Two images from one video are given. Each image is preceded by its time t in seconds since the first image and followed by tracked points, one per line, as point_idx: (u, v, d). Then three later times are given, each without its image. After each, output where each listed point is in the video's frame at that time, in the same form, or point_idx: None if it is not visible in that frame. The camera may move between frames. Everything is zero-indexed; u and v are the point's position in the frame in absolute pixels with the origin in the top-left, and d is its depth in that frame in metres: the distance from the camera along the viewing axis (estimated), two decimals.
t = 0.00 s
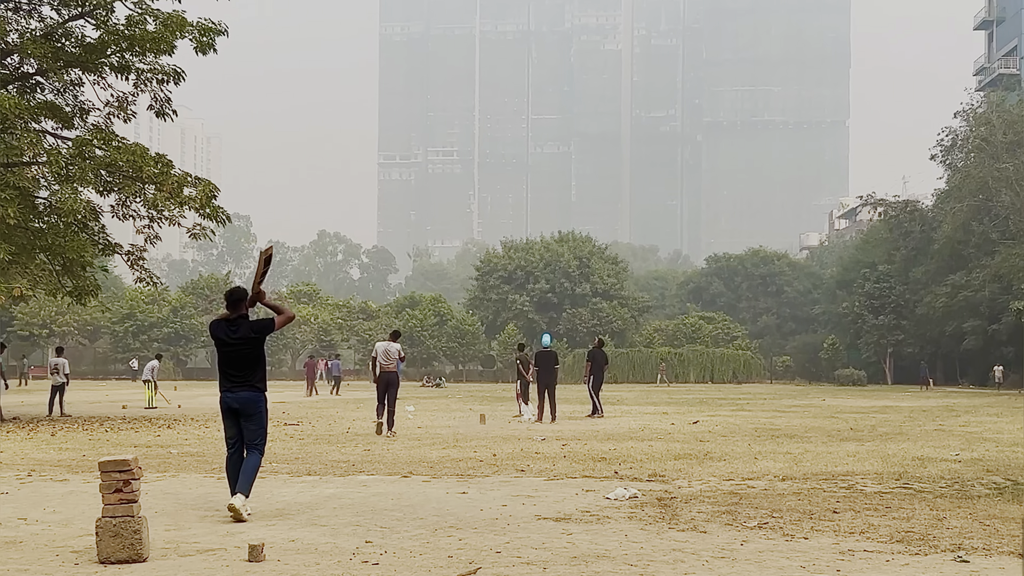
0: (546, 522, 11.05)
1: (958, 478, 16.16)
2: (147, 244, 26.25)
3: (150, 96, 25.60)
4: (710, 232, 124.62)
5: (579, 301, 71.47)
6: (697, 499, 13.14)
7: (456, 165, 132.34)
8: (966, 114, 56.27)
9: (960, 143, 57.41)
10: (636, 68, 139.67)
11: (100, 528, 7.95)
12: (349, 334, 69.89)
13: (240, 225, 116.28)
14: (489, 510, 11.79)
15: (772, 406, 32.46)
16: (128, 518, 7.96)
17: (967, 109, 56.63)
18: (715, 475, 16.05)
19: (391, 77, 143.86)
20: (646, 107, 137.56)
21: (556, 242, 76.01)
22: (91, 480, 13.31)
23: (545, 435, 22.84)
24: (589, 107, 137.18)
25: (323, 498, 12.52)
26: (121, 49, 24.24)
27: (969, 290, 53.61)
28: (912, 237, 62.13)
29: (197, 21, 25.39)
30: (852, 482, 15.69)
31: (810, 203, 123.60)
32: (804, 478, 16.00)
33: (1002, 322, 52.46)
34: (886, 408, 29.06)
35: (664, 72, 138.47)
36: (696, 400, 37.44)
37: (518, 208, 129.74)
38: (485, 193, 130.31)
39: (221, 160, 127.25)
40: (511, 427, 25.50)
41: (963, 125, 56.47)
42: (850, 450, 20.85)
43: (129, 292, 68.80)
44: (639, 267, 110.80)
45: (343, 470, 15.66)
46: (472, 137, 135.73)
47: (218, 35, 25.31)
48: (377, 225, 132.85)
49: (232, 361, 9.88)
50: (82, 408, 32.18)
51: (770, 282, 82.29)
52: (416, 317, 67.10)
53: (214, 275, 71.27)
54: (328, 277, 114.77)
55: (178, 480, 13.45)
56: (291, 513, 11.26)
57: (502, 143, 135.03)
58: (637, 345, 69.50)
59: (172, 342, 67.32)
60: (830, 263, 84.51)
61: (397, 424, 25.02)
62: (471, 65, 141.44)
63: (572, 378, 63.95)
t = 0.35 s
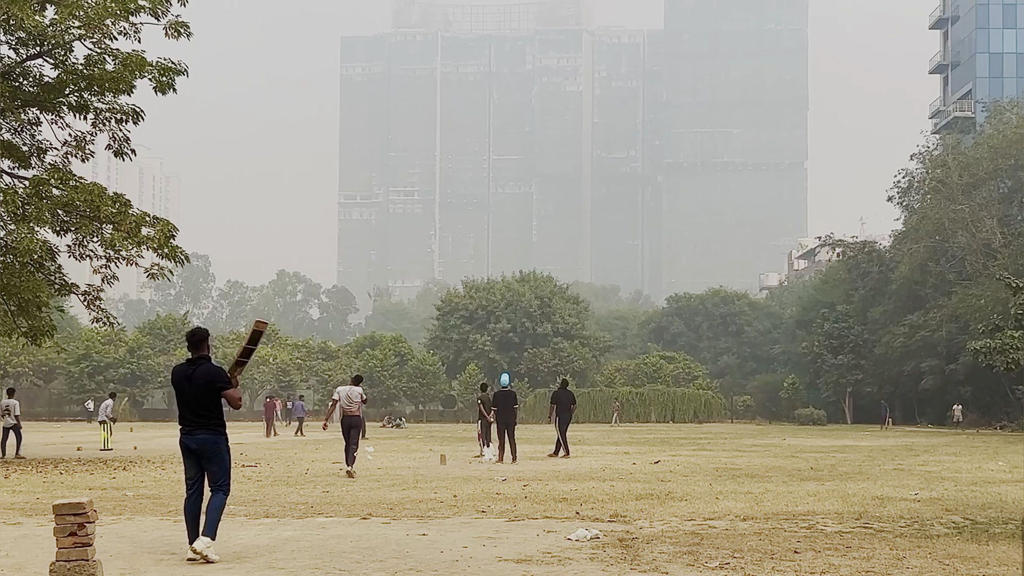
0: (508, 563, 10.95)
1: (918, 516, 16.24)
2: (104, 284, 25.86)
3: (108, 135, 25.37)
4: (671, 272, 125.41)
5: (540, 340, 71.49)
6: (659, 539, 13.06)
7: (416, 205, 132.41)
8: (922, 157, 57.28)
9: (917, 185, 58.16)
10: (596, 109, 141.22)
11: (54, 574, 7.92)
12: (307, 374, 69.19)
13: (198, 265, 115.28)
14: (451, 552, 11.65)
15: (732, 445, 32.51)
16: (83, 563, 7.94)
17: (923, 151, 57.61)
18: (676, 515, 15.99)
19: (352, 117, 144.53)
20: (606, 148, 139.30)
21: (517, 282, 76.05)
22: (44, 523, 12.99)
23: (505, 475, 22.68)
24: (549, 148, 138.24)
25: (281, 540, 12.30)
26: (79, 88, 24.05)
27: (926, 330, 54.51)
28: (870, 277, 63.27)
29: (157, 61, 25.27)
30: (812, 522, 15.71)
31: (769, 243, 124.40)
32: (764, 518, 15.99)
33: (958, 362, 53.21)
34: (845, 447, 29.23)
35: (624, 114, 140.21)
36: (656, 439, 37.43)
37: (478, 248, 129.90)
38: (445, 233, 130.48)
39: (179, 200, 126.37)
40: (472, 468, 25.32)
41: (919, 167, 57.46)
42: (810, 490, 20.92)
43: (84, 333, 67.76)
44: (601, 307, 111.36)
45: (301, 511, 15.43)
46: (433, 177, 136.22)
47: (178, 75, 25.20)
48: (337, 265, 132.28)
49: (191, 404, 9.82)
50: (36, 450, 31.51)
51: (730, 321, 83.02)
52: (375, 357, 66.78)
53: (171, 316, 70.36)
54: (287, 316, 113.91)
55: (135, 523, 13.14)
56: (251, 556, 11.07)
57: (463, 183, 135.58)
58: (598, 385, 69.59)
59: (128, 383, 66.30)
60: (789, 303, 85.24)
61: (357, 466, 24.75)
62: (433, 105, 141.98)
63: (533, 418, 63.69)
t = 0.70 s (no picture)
0: None
1: (872, 541, 16.34)
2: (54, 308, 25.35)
3: (60, 157, 24.93)
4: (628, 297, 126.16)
5: (496, 365, 71.44)
6: (616, 564, 12.99)
7: (372, 229, 132.01)
8: (875, 184, 58.21)
9: (870, 212, 59.08)
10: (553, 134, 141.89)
11: None
12: (261, 399, 68.35)
13: (151, 289, 113.84)
14: None
15: (689, 470, 32.55)
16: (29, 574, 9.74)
17: (876, 179, 58.60)
18: (634, 540, 15.95)
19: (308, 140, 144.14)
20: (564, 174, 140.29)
21: (474, 306, 75.98)
22: None
23: (461, 501, 22.51)
24: (507, 173, 138.54)
25: (234, 568, 12.05)
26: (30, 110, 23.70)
27: (879, 356, 55.25)
28: (824, 302, 64.02)
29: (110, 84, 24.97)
30: (768, 546, 15.74)
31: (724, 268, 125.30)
32: (721, 542, 16.00)
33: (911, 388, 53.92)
34: (800, 472, 29.40)
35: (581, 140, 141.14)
36: (613, 464, 37.37)
37: (435, 273, 129.66)
38: (402, 257, 130.09)
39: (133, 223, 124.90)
40: (427, 493, 25.11)
41: (873, 194, 58.36)
42: (765, 514, 20.99)
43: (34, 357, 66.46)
44: (557, 331, 111.59)
45: (255, 538, 15.16)
46: (389, 201, 135.90)
47: (131, 97, 24.90)
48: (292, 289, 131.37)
49: (147, 428, 9.67)
50: None
51: (686, 345, 83.58)
52: (331, 381, 66.20)
53: (123, 340, 69.35)
54: (241, 341, 112.78)
55: (83, 550, 12.82)
56: None
57: (419, 206, 135.35)
58: (555, 410, 69.54)
59: (78, 408, 65.15)
60: (745, 328, 85.98)
61: (312, 492, 24.45)
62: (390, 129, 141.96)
63: (490, 443, 63.51)
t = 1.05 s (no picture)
0: None
1: (822, 540, 16.47)
2: None
3: (7, 149, 24.26)
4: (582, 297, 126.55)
5: (450, 363, 71.17)
6: (568, 564, 12.93)
7: (326, 226, 130.90)
8: (828, 186, 58.81)
9: (822, 214, 59.70)
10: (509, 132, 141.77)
11: None
12: (211, 396, 67.38)
13: (99, 285, 111.96)
14: None
15: (641, 469, 32.63)
16: None
17: (829, 181, 59.23)
18: (585, 539, 15.92)
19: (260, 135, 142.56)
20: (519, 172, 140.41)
21: (427, 305, 75.50)
22: None
23: (413, 499, 22.36)
24: (462, 171, 138.13)
25: (182, 565, 11.83)
26: None
27: (830, 357, 55.88)
28: (776, 304, 64.63)
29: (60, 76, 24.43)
30: (719, 546, 15.79)
31: (679, 269, 125.89)
32: (673, 541, 16.01)
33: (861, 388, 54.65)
34: (751, 472, 29.60)
35: (537, 139, 141.24)
36: (565, 463, 37.35)
37: (388, 270, 129.00)
38: (355, 254, 129.23)
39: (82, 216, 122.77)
40: (379, 492, 24.87)
41: (826, 196, 59.01)
42: (717, 513, 21.12)
43: None
44: (512, 330, 111.61)
45: (203, 536, 14.90)
46: (342, 198, 134.77)
47: (81, 90, 24.41)
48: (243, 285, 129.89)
49: (99, 424, 9.46)
50: None
51: (640, 345, 83.90)
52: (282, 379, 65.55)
53: (71, 335, 68.09)
54: (192, 337, 111.34)
55: (27, 548, 12.52)
56: None
57: (373, 204, 134.39)
58: (508, 409, 69.42)
59: (24, 404, 63.86)
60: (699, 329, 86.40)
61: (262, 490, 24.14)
62: (344, 125, 140.74)
63: (443, 442, 63.27)
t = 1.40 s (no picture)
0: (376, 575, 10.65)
1: (784, 528, 16.54)
2: None
3: None
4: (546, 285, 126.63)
5: (414, 351, 70.96)
6: (531, 551, 12.89)
7: (289, 212, 129.85)
8: (792, 176, 59.08)
9: (788, 203, 59.81)
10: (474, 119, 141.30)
11: None
12: (172, 382, 66.71)
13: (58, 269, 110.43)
14: (318, 564, 11.22)
15: (605, 456, 32.70)
16: None
17: (794, 170, 59.43)
18: (549, 526, 15.88)
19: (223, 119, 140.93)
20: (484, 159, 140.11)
21: (392, 292, 75.16)
22: None
23: (377, 486, 22.24)
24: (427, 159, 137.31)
25: (142, 552, 11.65)
26: None
27: (793, 346, 56.33)
28: (740, 293, 65.04)
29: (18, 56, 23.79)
30: (682, 533, 15.82)
31: (644, 257, 126.26)
32: (636, 529, 16.03)
33: (824, 377, 55.14)
34: (714, 459, 29.79)
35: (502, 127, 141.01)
36: (529, 451, 37.37)
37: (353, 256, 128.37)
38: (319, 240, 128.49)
39: (41, 200, 120.90)
40: (342, 479, 24.69)
41: (790, 186, 59.23)
42: (680, 501, 21.20)
43: None
44: (476, 317, 111.61)
45: (164, 523, 14.69)
46: (306, 183, 133.73)
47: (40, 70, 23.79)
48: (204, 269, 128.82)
49: (59, 409, 9.37)
50: None
51: (605, 334, 84.11)
52: (245, 365, 64.98)
53: (29, 320, 67.06)
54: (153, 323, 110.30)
55: None
56: (109, 568, 10.52)
57: (337, 190, 133.34)
58: (473, 396, 69.28)
59: None
60: (664, 318, 86.71)
61: (225, 478, 23.87)
62: (308, 111, 139.57)
63: (407, 429, 63.06)
